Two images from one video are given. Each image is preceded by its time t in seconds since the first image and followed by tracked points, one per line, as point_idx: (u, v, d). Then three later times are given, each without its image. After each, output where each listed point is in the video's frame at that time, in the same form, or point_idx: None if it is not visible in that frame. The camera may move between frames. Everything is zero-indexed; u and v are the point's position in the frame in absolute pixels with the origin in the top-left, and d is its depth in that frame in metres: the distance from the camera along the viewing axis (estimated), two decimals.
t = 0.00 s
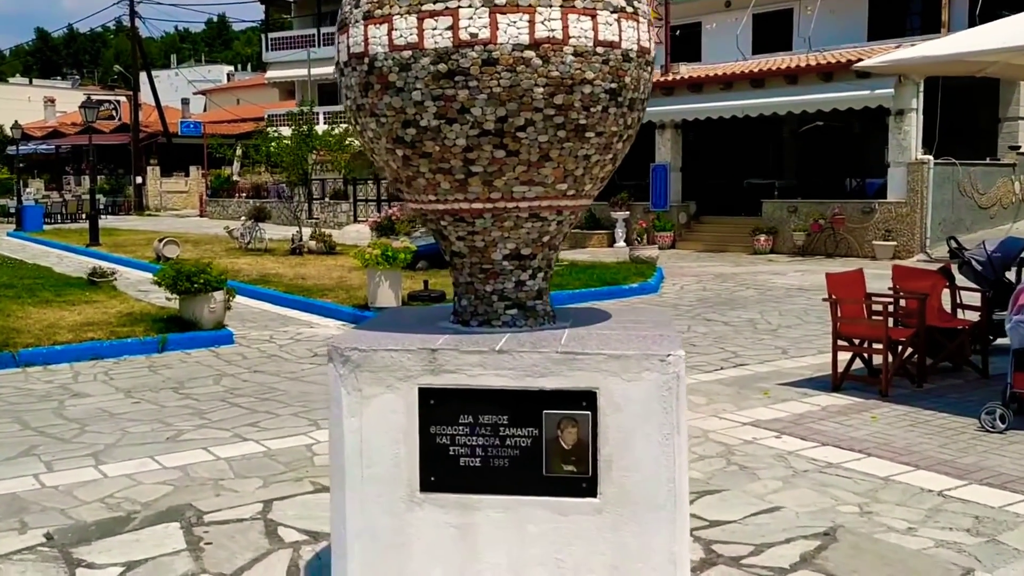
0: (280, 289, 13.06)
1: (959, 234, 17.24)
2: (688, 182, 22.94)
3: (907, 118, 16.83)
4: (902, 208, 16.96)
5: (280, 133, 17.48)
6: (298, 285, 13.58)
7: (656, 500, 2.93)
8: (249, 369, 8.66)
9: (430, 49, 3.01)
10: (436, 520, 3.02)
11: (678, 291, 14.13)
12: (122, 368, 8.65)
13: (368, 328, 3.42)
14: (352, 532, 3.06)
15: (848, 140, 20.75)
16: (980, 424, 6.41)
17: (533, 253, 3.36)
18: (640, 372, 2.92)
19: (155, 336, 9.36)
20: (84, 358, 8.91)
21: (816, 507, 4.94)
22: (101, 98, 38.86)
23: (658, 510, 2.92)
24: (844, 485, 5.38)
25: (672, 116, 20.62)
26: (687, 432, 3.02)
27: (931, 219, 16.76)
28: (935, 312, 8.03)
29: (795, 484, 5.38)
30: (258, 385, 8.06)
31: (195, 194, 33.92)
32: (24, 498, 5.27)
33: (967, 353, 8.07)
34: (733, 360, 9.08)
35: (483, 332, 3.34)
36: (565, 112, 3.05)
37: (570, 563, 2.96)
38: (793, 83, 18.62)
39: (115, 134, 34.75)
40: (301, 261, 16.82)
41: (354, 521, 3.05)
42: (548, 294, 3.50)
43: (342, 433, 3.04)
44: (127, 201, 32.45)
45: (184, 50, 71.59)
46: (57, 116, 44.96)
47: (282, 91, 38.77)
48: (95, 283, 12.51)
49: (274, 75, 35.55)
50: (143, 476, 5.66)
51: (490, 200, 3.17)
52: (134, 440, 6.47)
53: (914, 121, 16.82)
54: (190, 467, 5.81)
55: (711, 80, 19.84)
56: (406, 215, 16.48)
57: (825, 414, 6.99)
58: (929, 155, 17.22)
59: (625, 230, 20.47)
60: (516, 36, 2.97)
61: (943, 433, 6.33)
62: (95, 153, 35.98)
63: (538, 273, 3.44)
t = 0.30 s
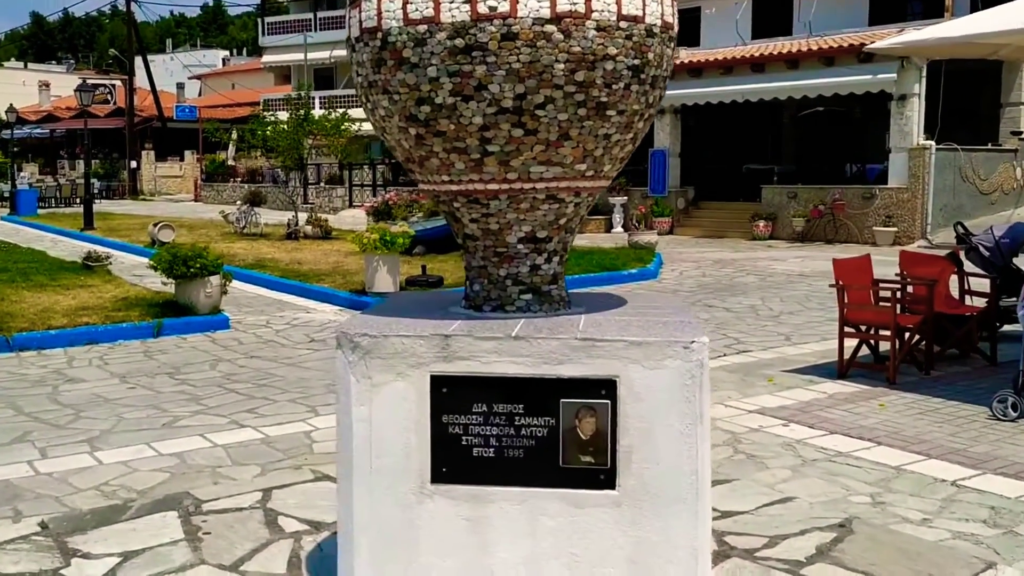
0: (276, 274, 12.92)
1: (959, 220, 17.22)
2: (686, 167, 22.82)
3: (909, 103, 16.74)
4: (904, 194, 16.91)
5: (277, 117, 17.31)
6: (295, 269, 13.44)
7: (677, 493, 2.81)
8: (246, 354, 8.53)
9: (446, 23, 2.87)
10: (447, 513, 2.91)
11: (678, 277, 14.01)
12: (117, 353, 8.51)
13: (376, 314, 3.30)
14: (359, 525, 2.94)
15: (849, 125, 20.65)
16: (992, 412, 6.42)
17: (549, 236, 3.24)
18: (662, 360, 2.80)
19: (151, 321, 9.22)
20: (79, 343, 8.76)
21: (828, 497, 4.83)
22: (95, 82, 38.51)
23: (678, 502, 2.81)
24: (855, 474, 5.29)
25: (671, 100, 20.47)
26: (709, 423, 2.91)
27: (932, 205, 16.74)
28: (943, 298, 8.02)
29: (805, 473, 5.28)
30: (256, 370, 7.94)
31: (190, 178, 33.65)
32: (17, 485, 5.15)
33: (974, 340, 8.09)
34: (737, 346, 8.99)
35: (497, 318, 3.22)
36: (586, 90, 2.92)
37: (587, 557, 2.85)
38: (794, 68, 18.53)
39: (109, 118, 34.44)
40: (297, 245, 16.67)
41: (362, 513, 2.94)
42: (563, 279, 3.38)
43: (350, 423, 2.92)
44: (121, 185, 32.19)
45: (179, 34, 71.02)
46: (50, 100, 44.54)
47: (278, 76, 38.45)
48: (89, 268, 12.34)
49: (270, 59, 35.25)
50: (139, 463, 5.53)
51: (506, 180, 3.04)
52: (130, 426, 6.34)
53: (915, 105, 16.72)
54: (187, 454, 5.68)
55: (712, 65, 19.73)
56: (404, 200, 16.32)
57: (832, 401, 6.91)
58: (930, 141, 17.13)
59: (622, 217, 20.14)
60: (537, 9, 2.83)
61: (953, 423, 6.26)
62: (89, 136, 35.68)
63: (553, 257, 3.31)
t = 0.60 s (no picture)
0: (274, 259, 12.80)
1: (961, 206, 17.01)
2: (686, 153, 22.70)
3: (913, 88, 16.59)
4: (905, 179, 16.85)
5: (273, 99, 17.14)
6: (292, 254, 13.32)
7: (694, 482, 2.71)
8: (243, 340, 8.41)
9: None
10: (454, 503, 2.80)
11: (679, 263, 13.89)
12: (112, 338, 8.39)
13: (380, 297, 3.19)
14: (363, 515, 2.84)
15: (851, 110, 20.55)
16: (1001, 399, 6.39)
17: (560, 216, 3.12)
18: (679, 345, 2.70)
19: (146, 306, 9.10)
20: (74, 328, 8.63)
21: (838, 486, 4.74)
22: (90, 65, 38.19)
23: (694, 493, 2.71)
24: (864, 462, 5.20)
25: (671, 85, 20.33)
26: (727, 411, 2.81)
27: (934, 191, 16.68)
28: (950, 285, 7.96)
29: (813, 461, 5.19)
30: (253, 356, 7.83)
31: (185, 163, 33.39)
32: (11, 473, 5.04)
33: (981, 327, 8.07)
34: (740, 332, 8.89)
35: (506, 301, 3.11)
36: (602, 63, 2.81)
37: (600, 549, 2.75)
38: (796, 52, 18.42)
39: (104, 101, 34.16)
40: (295, 230, 16.52)
41: (366, 503, 2.83)
42: (574, 262, 3.26)
43: (355, 409, 2.81)
44: (116, 169, 31.97)
45: (174, 18, 70.48)
46: (44, 83, 44.20)
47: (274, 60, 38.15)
48: (84, 252, 12.20)
49: (267, 43, 34.98)
50: (135, 450, 5.42)
51: (517, 158, 2.92)
52: (125, 413, 6.22)
53: (919, 90, 16.59)
54: (184, 441, 5.57)
55: (712, 49, 19.59)
56: (402, 185, 16.17)
57: (838, 389, 6.83)
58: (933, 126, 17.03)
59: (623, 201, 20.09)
60: None
61: (962, 411, 6.19)
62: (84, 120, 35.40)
63: (564, 239, 3.20)
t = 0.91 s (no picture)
0: (271, 244, 12.67)
1: (963, 192, 17.08)
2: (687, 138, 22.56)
3: (915, 73, 16.49)
4: (908, 165, 16.70)
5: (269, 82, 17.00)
6: (290, 239, 13.20)
7: (707, 473, 2.61)
8: (241, 325, 8.31)
9: None
10: (457, 493, 2.70)
11: (680, 249, 13.79)
12: (108, 323, 8.28)
13: (379, 279, 3.08)
14: (363, 504, 2.74)
15: (853, 95, 20.46)
16: (1010, 387, 6.30)
17: (566, 195, 3.01)
18: (691, 328, 2.59)
19: (142, 291, 8.98)
20: (67, 313, 8.52)
21: (848, 475, 4.66)
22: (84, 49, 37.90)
23: (707, 483, 2.61)
24: (873, 450, 5.11)
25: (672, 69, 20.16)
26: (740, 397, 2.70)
27: (936, 177, 16.56)
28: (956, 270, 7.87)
29: (822, 449, 5.10)
30: (251, 342, 7.72)
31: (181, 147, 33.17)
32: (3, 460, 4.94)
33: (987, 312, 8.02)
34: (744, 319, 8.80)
35: (509, 283, 3.00)
36: (610, 34, 2.69)
37: (610, 539, 2.66)
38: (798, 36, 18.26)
39: (98, 85, 33.91)
40: (292, 215, 16.39)
41: (366, 491, 2.74)
42: (580, 244, 3.15)
43: (353, 396, 2.71)
44: (111, 154, 31.76)
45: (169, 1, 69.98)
46: (39, 66, 43.89)
47: (270, 43, 37.88)
48: (79, 237, 12.07)
49: (262, 26, 34.73)
50: (130, 437, 5.32)
51: (520, 133, 2.81)
52: (121, 398, 6.12)
53: (920, 75, 16.48)
54: (181, 428, 5.47)
55: (713, 33, 19.43)
56: (400, 169, 16.02)
57: (845, 375, 6.73)
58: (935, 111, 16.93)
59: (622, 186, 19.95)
60: None
61: (970, 399, 6.11)
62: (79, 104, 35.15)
63: (570, 219, 3.09)
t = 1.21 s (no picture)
0: (267, 229, 12.55)
1: (964, 177, 17.05)
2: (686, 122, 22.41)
3: (915, 57, 16.35)
4: (909, 150, 16.58)
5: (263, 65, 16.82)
6: (286, 224, 13.07)
7: (716, 466, 2.52)
8: (237, 311, 8.21)
9: None
10: (455, 486, 2.62)
11: (680, 234, 13.67)
12: (102, 309, 8.17)
13: (374, 264, 2.98)
14: (359, 497, 2.65)
15: (854, 79, 20.35)
16: (1016, 374, 6.21)
17: (565, 175, 2.90)
18: (698, 315, 2.49)
19: (137, 276, 8.87)
20: (61, 299, 8.41)
21: (854, 463, 4.57)
22: (78, 32, 37.59)
23: (716, 476, 2.52)
24: (880, 439, 5.02)
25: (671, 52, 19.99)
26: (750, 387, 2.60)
27: (936, 163, 16.45)
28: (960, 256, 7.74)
29: (827, 437, 5.01)
30: (247, 328, 7.62)
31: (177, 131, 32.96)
32: None
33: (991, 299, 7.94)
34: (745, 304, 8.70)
35: (508, 268, 2.90)
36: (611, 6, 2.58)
37: (614, 535, 2.57)
38: (798, 18, 18.09)
39: (92, 68, 33.66)
40: (288, 200, 16.26)
41: (361, 484, 2.65)
42: (581, 227, 3.05)
43: (347, 385, 2.61)
44: (106, 138, 31.57)
45: None
46: (33, 50, 43.59)
47: (265, 26, 37.59)
48: (73, 221, 11.94)
49: (257, 9, 34.45)
50: (123, 425, 5.22)
51: (518, 111, 2.70)
52: (114, 385, 6.03)
53: (920, 59, 16.35)
54: (175, 416, 5.37)
55: (712, 16, 19.25)
56: (397, 153, 15.88)
57: (848, 362, 6.65)
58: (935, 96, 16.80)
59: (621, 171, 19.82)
60: None
61: (976, 386, 6.03)
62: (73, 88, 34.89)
63: (571, 201, 2.98)
